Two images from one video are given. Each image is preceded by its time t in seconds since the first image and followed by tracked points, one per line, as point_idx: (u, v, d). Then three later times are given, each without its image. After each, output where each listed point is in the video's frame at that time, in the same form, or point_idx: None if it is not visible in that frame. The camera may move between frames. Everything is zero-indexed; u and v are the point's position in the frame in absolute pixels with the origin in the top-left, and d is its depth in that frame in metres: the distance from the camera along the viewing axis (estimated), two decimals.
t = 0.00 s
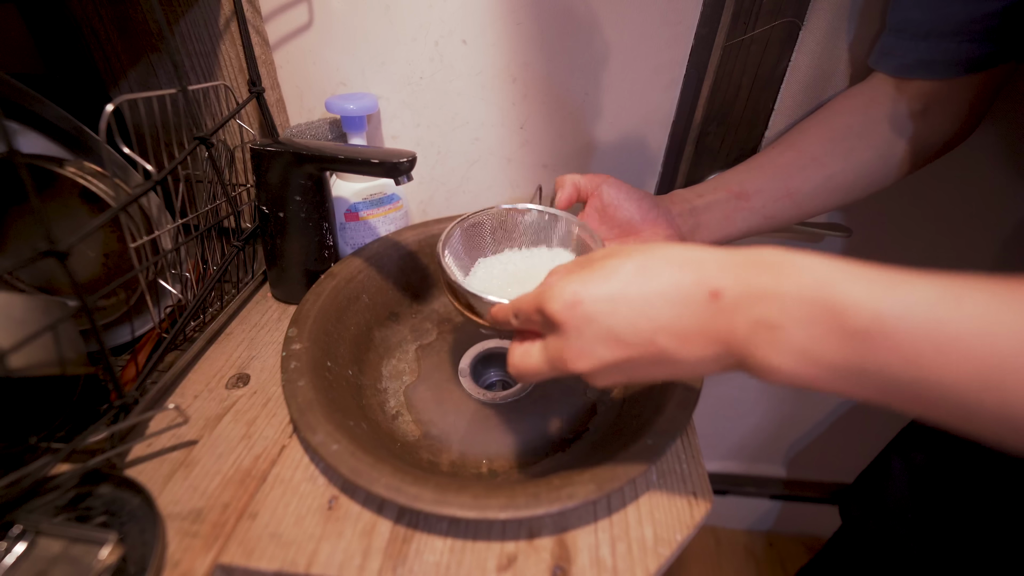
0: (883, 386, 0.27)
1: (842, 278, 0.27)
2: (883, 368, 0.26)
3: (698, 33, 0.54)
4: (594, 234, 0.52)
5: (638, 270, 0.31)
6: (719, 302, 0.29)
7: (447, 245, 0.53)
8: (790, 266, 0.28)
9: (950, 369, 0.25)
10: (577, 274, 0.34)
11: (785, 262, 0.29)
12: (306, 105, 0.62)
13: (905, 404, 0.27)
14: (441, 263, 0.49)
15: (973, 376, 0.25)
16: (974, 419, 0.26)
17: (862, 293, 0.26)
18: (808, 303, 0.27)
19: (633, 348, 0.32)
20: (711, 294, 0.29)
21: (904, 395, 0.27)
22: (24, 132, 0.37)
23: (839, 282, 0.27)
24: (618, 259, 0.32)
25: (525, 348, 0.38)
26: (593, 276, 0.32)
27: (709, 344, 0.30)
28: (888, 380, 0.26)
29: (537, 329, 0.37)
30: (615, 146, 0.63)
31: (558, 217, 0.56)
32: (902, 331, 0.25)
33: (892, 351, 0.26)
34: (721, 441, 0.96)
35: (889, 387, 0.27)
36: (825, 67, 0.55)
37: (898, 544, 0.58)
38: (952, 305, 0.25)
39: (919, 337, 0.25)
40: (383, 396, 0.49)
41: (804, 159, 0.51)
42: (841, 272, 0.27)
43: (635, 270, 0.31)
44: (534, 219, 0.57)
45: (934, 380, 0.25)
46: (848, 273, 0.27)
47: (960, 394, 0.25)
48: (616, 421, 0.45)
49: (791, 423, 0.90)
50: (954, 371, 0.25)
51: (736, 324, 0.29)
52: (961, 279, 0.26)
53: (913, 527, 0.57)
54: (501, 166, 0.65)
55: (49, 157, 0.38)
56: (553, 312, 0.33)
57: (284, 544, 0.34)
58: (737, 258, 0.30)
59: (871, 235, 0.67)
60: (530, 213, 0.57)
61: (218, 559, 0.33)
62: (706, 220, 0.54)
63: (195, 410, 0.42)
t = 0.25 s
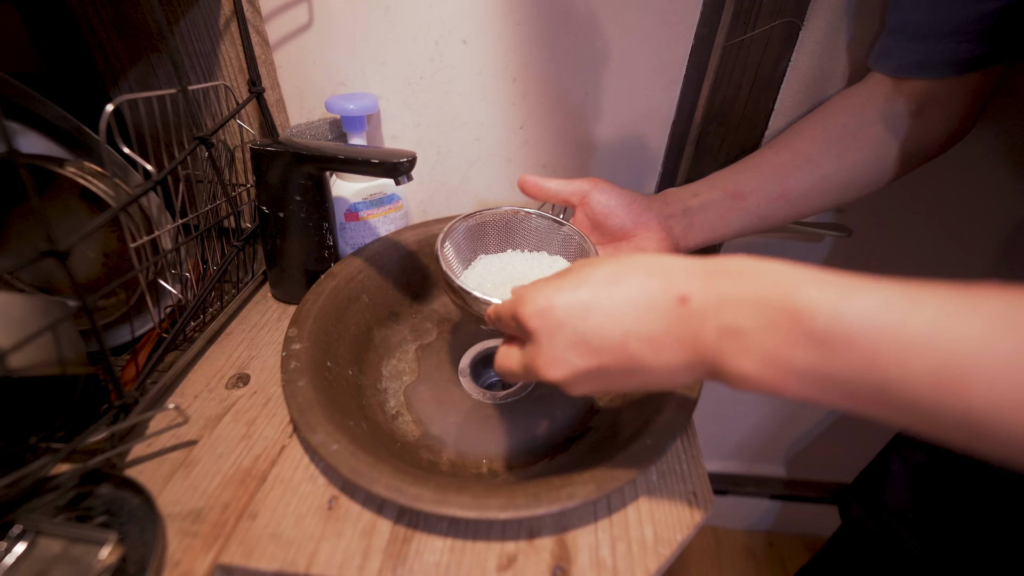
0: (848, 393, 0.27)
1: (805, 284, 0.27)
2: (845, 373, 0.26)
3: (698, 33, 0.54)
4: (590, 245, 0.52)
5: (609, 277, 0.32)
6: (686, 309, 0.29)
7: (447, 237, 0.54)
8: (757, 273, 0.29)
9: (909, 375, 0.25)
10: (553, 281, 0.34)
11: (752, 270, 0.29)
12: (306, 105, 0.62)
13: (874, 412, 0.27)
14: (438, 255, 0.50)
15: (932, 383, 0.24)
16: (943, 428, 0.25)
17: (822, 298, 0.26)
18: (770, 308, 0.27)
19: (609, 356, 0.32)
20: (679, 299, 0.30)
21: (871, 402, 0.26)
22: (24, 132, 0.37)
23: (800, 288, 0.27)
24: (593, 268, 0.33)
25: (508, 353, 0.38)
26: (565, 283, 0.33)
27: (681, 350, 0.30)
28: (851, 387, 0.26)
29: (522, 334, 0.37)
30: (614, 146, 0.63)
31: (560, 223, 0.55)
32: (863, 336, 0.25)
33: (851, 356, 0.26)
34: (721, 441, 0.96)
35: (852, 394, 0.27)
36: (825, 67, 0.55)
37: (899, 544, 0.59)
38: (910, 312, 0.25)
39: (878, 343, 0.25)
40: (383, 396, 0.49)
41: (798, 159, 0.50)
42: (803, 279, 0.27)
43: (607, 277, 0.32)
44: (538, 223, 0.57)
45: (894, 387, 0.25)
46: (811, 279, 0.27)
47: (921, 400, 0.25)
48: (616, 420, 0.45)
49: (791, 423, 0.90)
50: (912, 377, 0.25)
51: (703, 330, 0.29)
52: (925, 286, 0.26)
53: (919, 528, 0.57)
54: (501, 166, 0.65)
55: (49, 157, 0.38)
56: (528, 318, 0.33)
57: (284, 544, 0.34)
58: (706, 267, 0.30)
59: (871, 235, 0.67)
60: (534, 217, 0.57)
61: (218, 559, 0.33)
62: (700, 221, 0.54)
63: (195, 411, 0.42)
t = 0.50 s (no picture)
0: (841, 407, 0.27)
1: (795, 305, 0.27)
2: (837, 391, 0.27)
3: (698, 33, 0.54)
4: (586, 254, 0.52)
5: (610, 304, 0.32)
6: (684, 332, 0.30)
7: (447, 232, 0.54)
8: (748, 294, 0.29)
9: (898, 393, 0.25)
10: (557, 309, 0.34)
11: (745, 290, 0.29)
12: (306, 105, 0.62)
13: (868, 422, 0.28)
14: (437, 251, 0.49)
15: (919, 401, 0.25)
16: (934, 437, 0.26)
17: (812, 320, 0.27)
18: (761, 330, 0.28)
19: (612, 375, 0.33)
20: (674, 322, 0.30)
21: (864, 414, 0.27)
22: (24, 132, 0.37)
23: (790, 310, 0.27)
24: (592, 295, 0.33)
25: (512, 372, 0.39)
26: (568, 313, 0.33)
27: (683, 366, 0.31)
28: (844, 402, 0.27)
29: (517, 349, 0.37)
30: (615, 146, 0.63)
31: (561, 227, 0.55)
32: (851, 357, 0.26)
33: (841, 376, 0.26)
34: (721, 441, 0.96)
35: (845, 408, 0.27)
36: (825, 67, 0.55)
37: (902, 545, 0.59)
38: (897, 332, 0.25)
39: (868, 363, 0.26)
40: (383, 396, 0.49)
41: (796, 162, 0.50)
42: (793, 300, 0.28)
43: (609, 306, 0.32)
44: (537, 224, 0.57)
45: (883, 404, 0.26)
46: (800, 301, 0.28)
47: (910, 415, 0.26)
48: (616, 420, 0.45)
49: (791, 423, 0.90)
50: (900, 395, 0.25)
51: (702, 353, 0.30)
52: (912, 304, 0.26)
53: (922, 530, 0.57)
54: (501, 166, 0.65)
55: (49, 157, 0.38)
56: (535, 349, 0.34)
57: (284, 544, 0.34)
58: (700, 287, 0.31)
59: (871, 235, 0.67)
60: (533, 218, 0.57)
61: (218, 559, 0.33)
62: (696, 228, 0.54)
63: (195, 410, 0.42)
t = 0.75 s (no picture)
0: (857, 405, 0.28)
1: (811, 306, 0.28)
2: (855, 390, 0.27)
3: (698, 33, 0.54)
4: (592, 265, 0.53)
5: (635, 307, 0.31)
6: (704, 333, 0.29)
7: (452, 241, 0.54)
8: (764, 294, 0.29)
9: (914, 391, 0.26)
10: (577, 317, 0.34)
11: (759, 290, 0.29)
12: (306, 105, 0.62)
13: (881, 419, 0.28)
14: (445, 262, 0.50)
15: (935, 399, 0.25)
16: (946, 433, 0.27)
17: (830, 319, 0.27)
18: (782, 333, 0.28)
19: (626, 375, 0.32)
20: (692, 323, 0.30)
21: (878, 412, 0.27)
22: (23, 132, 0.36)
23: (809, 312, 0.27)
24: (614, 298, 0.32)
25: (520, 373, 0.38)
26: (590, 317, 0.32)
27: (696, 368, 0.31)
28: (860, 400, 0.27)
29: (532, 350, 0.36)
30: (615, 146, 0.63)
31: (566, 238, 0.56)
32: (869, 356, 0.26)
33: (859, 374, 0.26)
34: (721, 441, 0.96)
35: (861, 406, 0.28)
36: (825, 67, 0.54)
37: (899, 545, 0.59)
38: (913, 330, 0.26)
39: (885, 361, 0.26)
40: (383, 396, 0.49)
41: (802, 170, 0.49)
42: (808, 300, 0.28)
43: (634, 310, 0.31)
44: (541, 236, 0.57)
45: (898, 403, 0.26)
46: (815, 301, 0.28)
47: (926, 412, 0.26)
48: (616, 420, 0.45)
49: (791, 423, 0.90)
50: (917, 392, 0.26)
51: (723, 356, 0.30)
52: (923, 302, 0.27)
53: (923, 530, 0.57)
54: (501, 166, 0.65)
55: (49, 157, 0.38)
56: (560, 356, 0.32)
57: (284, 544, 0.34)
58: (715, 289, 0.31)
59: (871, 236, 0.67)
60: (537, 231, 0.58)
61: (218, 559, 0.33)
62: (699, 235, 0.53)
63: (195, 410, 0.42)
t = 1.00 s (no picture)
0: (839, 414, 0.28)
1: (792, 314, 0.28)
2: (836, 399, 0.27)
3: (698, 33, 0.54)
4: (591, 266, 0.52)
5: (617, 309, 0.31)
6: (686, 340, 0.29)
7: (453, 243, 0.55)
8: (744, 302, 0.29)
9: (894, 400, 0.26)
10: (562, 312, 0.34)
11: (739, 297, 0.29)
12: (306, 105, 0.62)
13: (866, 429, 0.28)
14: (442, 264, 0.50)
15: (911, 409, 0.25)
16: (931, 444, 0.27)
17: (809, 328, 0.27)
18: (760, 338, 0.28)
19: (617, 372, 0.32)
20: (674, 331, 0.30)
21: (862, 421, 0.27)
22: (24, 132, 0.37)
23: (788, 319, 0.27)
24: (598, 298, 0.33)
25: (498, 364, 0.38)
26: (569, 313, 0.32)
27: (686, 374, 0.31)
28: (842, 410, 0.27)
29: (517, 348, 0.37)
30: (615, 146, 0.63)
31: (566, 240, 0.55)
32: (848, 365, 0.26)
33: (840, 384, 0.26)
34: (721, 440, 0.96)
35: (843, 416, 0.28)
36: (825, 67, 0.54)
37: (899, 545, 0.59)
38: (892, 339, 0.26)
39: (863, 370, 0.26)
40: (383, 396, 0.49)
41: (788, 165, 0.50)
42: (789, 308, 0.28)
43: (614, 310, 0.31)
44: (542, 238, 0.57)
45: (874, 411, 0.26)
46: (796, 308, 0.28)
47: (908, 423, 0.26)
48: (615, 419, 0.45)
49: (791, 423, 0.90)
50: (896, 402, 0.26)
51: (702, 360, 0.29)
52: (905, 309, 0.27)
53: (922, 531, 0.56)
54: (501, 166, 0.65)
55: (49, 157, 0.38)
56: (540, 349, 0.33)
57: (284, 544, 0.34)
58: (697, 294, 0.31)
59: (871, 235, 0.67)
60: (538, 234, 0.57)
61: (219, 559, 0.33)
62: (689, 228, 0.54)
63: (195, 410, 0.42)
